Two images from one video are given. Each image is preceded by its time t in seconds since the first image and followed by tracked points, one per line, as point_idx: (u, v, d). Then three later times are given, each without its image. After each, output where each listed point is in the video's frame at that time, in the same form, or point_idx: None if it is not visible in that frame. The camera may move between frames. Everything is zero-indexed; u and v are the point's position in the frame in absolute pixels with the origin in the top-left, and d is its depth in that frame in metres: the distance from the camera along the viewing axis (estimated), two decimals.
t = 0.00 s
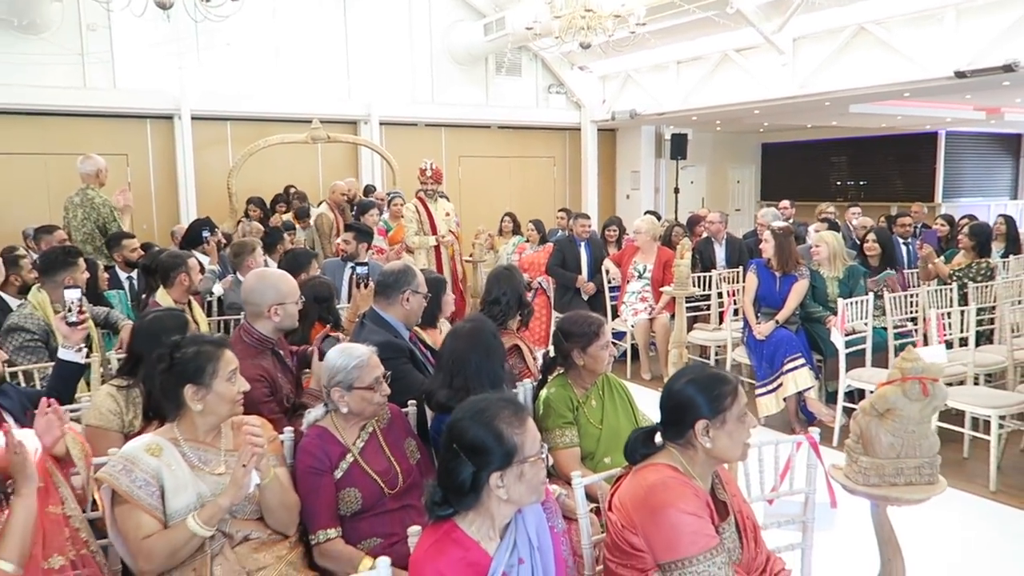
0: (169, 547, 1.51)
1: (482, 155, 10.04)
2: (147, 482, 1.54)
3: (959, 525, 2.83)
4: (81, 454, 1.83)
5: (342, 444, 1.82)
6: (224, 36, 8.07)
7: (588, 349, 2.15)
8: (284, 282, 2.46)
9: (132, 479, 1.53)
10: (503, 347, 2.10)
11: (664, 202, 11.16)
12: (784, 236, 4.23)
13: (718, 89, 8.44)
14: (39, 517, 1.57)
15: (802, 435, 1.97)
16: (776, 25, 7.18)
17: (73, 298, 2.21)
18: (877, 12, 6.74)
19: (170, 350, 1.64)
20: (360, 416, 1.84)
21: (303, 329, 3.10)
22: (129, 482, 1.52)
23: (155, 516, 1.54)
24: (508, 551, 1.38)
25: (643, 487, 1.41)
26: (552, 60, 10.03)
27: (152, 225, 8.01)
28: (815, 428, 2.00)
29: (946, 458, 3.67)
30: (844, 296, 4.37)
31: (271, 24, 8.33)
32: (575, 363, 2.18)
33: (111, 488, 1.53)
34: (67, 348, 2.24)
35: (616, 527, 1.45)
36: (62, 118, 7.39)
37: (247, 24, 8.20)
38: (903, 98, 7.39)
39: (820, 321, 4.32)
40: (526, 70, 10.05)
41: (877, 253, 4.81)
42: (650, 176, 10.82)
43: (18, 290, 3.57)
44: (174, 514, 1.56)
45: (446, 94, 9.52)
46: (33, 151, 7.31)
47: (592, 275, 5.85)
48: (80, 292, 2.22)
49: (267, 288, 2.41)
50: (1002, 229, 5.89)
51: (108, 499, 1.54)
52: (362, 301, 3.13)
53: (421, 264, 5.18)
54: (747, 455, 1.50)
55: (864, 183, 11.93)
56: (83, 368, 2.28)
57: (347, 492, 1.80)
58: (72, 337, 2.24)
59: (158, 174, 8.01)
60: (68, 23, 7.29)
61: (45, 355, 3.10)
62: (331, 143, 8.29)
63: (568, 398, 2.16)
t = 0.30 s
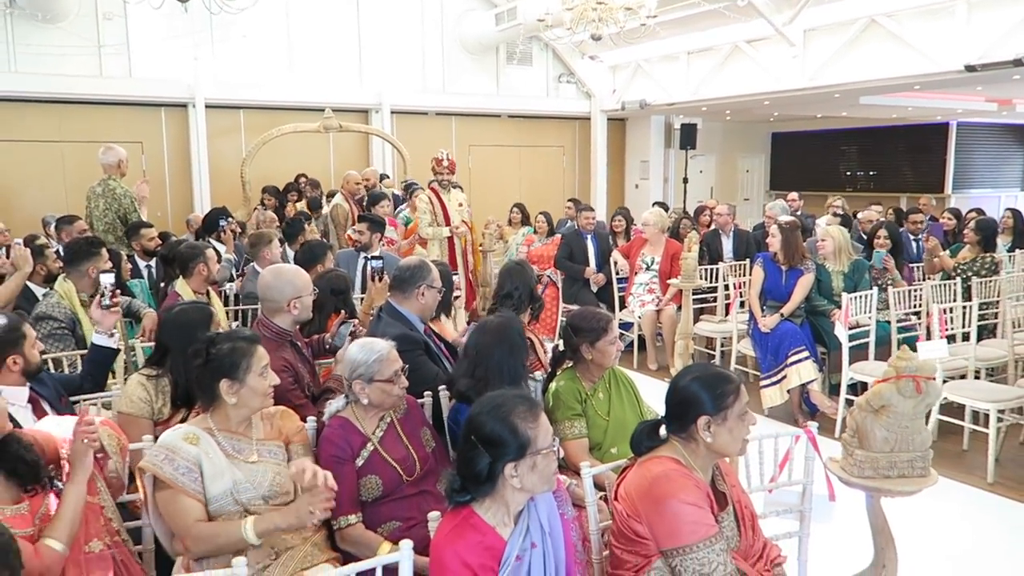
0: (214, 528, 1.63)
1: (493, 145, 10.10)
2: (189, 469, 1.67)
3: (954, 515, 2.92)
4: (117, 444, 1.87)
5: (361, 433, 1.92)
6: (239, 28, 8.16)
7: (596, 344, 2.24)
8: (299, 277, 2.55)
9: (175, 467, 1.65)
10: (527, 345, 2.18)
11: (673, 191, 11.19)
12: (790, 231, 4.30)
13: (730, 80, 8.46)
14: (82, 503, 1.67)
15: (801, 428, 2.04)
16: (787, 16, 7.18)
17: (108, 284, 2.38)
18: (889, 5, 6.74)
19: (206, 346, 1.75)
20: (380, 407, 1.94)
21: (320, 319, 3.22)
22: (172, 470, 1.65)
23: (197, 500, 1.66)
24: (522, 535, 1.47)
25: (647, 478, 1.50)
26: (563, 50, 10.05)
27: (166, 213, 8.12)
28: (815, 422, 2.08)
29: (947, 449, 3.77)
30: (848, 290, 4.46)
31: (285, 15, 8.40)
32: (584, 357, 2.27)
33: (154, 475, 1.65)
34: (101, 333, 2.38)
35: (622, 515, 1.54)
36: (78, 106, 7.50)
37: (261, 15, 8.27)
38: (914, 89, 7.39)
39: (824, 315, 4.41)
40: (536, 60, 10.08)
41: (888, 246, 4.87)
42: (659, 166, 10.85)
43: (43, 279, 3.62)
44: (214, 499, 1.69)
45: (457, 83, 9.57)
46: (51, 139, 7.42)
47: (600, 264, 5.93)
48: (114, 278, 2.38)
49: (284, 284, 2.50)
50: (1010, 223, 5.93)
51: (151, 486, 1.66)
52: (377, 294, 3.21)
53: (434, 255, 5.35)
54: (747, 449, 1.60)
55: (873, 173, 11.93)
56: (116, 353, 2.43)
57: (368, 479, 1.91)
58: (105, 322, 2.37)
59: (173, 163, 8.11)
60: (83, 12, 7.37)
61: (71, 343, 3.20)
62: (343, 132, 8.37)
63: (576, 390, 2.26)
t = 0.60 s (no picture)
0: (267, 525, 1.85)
1: (497, 143, 10.17)
2: (234, 469, 1.85)
3: (946, 510, 3.02)
4: (149, 439, 2.02)
5: (380, 431, 2.03)
6: (248, 30, 8.26)
7: (601, 345, 2.33)
8: (314, 277, 2.65)
9: (220, 470, 1.83)
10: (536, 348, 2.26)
11: (676, 189, 11.26)
12: (792, 232, 4.38)
13: (734, 79, 8.52)
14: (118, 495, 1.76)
15: (799, 427, 2.13)
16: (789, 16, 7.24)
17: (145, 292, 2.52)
18: (891, 5, 6.79)
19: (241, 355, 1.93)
20: (396, 406, 2.03)
21: (332, 320, 3.32)
22: (218, 473, 1.83)
23: (245, 497, 1.85)
24: (533, 528, 1.57)
25: (651, 475, 1.60)
26: (567, 49, 10.11)
27: (174, 211, 8.20)
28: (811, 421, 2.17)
29: (943, 446, 3.87)
30: (849, 289, 4.56)
31: (292, 14, 8.48)
32: (588, 357, 2.36)
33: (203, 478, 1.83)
34: (133, 339, 2.54)
35: (627, 510, 1.65)
36: (88, 105, 7.59)
37: (268, 15, 8.35)
38: (916, 89, 7.44)
39: (825, 314, 4.49)
40: (541, 59, 10.15)
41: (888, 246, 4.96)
42: (663, 164, 10.92)
43: (61, 279, 3.71)
44: (258, 495, 1.87)
45: (461, 82, 9.64)
46: (61, 138, 7.51)
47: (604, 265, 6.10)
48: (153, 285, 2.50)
49: (302, 286, 2.60)
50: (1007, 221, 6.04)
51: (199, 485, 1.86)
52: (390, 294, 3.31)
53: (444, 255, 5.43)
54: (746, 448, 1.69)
55: (876, 170, 11.97)
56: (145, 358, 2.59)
57: (388, 475, 2.02)
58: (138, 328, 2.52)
59: (181, 161, 8.19)
60: (93, 11, 7.47)
61: (92, 342, 3.30)
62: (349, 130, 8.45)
63: (581, 390, 2.35)
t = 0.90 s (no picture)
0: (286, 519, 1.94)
1: (503, 143, 10.24)
2: (250, 467, 1.94)
3: (942, 507, 3.08)
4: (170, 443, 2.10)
5: (390, 434, 2.11)
6: (255, 34, 8.34)
7: (601, 348, 2.40)
8: (325, 281, 2.74)
9: (238, 468, 1.92)
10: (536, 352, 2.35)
11: (679, 187, 11.32)
12: (793, 233, 4.44)
13: (737, 78, 8.57)
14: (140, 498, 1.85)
15: (795, 429, 2.20)
16: (792, 17, 7.29)
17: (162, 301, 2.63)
18: (893, 6, 6.84)
19: (249, 361, 1.98)
20: (404, 410, 2.11)
21: (341, 323, 3.40)
22: (236, 471, 1.92)
23: (264, 494, 1.93)
24: (538, 526, 1.65)
25: (650, 476, 1.67)
26: (571, 49, 10.17)
27: (183, 213, 8.30)
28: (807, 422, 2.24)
29: (943, 444, 3.93)
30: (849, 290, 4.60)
31: (299, 18, 8.56)
32: (589, 360, 2.44)
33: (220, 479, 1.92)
34: (150, 346, 2.64)
35: (627, 509, 1.73)
36: (96, 109, 7.68)
37: (274, 19, 8.43)
38: (919, 88, 7.48)
39: (825, 314, 4.55)
40: (545, 59, 10.22)
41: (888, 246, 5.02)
42: (667, 163, 10.97)
43: (77, 283, 3.81)
44: (274, 492, 1.96)
45: (466, 82, 9.71)
46: (70, 141, 7.60)
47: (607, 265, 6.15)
48: (170, 294, 2.57)
49: (314, 289, 2.69)
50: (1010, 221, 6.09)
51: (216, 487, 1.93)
52: (397, 298, 3.42)
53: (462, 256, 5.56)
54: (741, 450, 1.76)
55: (880, 167, 11.99)
56: (161, 362, 2.70)
57: (398, 477, 2.10)
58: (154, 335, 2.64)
59: (188, 162, 8.27)
60: (102, 15, 7.55)
61: (108, 346, 3.38)
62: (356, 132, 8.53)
63: (582, 392, 2.43)
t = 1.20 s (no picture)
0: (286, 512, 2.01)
1: (504, 140, 10.28)
2: (249, 462, 2.00)
3: (926, 505, 3.16)
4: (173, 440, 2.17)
5: (390, 430, 2.18)
6: (257, 31, 8.39)
7: (594, 349, 2.46)
8: (324, 279, 2.79)
9: (238, 463, 1.98)
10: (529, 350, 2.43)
11: (679, 185, 11.36)
12: (788, 233, 4.49)
13: (737, 77, 8.60)
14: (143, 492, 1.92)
15: (780, 429, 2.26)
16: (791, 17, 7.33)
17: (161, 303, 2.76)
18: (892, 6, 6.87)
19: (245, 360, 2.04)
20: (403, 406, 2.18)
21: (340, 320, 3.46)
22: (236, 466, 1.98)
23: (264, 488, 2.00)
24: (537, 521, 1.71)
25: (634, 475, 1.74)
26: (571, 47, 10.20)
27: (185, 209, 8.35)
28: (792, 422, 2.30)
29: (933, 443, 3.99)
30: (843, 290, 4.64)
31: (300, 14, 8.60)
32: (582, 360, 2.50)
33: (221, 473, 1.98)
34: (150, 345, 2.74)
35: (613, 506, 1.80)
36: (99, 104, 7.73)
37: (276, 17, 8.47)
38: (917, 88, 7.51)
39: (819, 313, 4.61)
40: (546, 57, 10.26)
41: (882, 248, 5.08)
42: (666, 161, 11.01)
43: (80, 280, 3.85)
44: (273, 486, 2.02)
45: (467, 79, 9.76)
46: (73, 136, 7.66)
47: (606, 265, 6.26)
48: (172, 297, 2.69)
49: (312, 287, 2.74)
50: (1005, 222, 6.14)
51: (216, 482, 1.99)
52: (396, 297, 3.45)
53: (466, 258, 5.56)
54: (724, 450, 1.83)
55: (879, 166, 12.02)
56: (160, 361, 2.79)
57: (397, 471, 2.17)
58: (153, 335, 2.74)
59: (190, 158, 8.32)
60: (104, 12, 7.59)
61: (111, 342, 3.45)
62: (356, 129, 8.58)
63: (575, 392, 2.50)
